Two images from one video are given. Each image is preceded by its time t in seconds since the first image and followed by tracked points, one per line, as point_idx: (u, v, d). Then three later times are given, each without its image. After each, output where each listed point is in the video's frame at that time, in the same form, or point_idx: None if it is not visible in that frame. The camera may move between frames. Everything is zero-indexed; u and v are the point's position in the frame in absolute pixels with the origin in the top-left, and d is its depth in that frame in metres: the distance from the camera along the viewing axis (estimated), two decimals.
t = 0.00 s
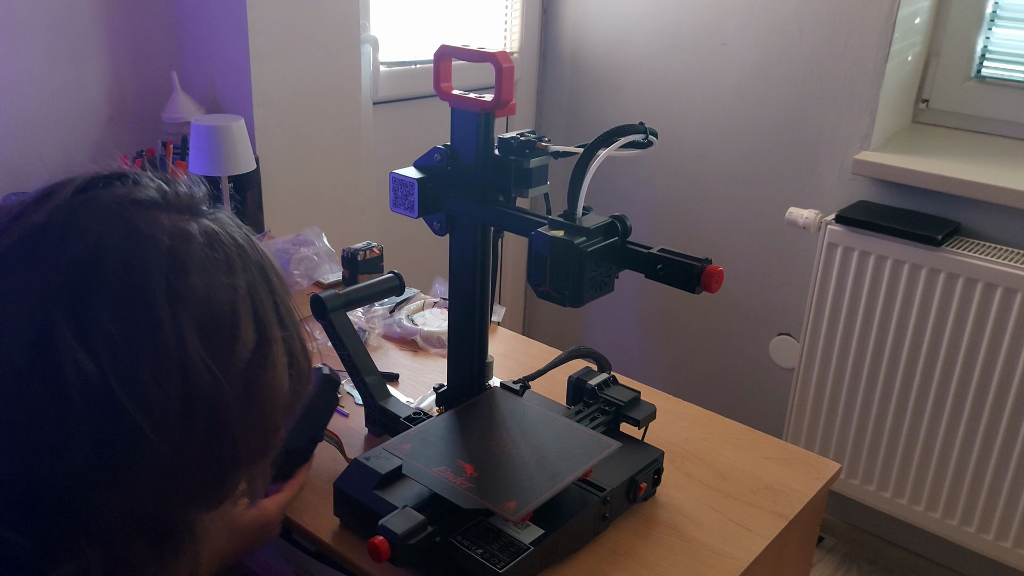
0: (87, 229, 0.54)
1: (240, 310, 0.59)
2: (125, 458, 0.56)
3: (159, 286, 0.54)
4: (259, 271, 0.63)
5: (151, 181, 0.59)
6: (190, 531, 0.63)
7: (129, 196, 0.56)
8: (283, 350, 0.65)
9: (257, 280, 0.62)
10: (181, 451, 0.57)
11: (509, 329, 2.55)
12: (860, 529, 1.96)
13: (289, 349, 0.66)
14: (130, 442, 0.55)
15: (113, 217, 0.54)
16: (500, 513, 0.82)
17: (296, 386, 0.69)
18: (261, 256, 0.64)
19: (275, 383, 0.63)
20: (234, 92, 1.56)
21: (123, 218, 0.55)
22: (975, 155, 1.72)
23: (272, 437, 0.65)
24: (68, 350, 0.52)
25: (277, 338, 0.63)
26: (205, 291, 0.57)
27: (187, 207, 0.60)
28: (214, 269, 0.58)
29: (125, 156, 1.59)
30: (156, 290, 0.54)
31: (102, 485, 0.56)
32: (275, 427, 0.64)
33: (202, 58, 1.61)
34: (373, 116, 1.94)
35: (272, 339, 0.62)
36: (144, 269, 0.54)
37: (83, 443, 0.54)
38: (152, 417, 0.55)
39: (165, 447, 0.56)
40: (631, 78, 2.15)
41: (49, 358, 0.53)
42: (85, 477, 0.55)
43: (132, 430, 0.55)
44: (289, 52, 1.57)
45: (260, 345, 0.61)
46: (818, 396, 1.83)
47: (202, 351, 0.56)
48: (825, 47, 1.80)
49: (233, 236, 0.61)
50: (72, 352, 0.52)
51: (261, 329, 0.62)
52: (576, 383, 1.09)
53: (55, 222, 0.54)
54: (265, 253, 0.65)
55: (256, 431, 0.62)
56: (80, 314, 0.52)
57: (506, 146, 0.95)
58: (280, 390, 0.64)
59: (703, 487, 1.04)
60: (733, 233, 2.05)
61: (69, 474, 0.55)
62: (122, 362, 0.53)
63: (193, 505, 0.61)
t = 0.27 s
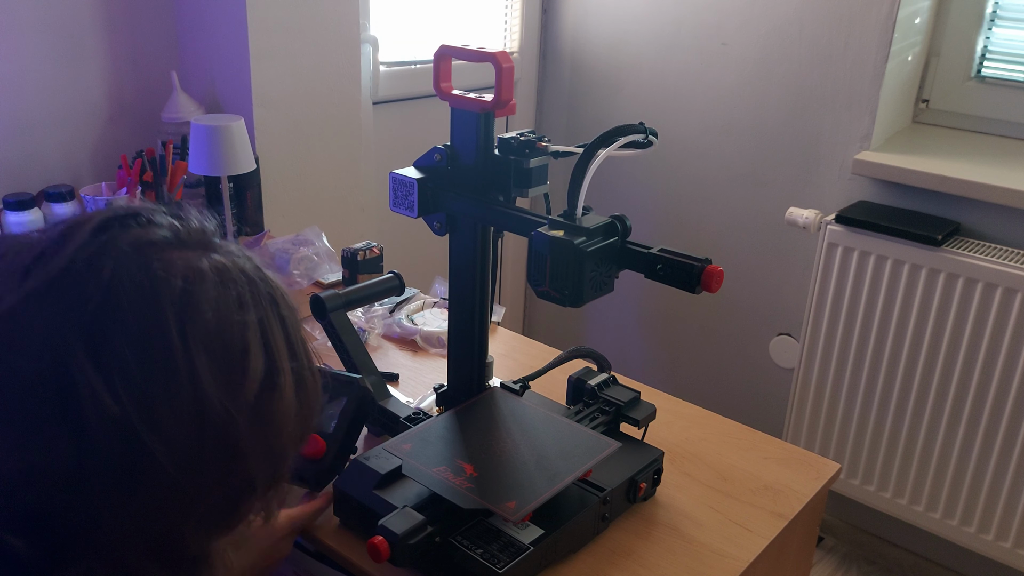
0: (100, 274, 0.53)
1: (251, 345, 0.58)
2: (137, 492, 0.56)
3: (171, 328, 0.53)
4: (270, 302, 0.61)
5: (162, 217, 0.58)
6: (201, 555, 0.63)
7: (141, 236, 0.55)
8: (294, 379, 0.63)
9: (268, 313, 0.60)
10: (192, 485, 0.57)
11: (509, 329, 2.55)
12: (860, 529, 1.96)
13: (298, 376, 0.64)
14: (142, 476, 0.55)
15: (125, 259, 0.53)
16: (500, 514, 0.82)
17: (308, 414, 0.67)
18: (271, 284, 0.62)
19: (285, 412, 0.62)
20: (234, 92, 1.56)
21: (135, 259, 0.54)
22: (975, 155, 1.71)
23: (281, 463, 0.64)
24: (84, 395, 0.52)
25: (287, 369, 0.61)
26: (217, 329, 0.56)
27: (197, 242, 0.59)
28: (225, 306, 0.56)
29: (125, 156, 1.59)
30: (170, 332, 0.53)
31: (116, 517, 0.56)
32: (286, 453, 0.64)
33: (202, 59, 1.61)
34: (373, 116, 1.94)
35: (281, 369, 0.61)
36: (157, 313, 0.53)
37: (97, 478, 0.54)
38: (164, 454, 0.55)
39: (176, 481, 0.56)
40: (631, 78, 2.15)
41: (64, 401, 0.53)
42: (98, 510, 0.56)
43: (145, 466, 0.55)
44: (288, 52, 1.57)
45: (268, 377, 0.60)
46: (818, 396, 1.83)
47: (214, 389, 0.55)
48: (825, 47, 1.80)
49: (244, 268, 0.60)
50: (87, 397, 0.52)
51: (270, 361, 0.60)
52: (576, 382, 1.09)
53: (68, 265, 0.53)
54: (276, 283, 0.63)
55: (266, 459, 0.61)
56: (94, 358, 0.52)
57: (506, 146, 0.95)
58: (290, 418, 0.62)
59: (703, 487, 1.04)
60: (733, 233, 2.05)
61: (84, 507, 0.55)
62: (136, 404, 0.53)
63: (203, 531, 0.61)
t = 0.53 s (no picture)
0: (118, 302, 0.56)
1: (257, 371, 0.60)
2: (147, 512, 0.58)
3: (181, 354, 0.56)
4: (276, 327, 0.63)
5: (175, 244, 0.62)
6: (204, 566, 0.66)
7: (156, 265, 0.58)
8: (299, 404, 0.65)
9: (273, 339, 0.62)
10: (198, 506, 0.60)
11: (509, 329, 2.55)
12: (860, 529, 1.96)
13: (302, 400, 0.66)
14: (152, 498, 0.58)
15: (140, 288, 0.57)
16: (500, 514, 0.82)
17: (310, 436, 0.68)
18: (276, 308, 0.64)
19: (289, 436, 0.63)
20: (234, 91, 1.56)
21: (149, 287, 0.57)
22: (976, 155, 1.71)
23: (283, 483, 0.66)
24: (100, 418, 0.55)
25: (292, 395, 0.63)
26: (224, 356, 0.58)
27: (207, 269, 0.62)
28: (232, 333, 0.59)
29: (125, 156, 1.59)
30: (181, 359, 0.56)
31: (126, 536, 0.59)
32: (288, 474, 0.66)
33: (202, 58, 1.61)
34: (373, 115, 1.94)
35: (284, 396, 0.62)
36: (169, 339, 0.56)
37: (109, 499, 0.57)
38: (175, 478, 0.57)
39: (187, 503, 0.59)
40: (631, 78, 2.15)
41: (81, 423, 0.56)
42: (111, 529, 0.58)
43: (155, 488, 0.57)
44: (288, 52, 1.57)
45: (272, 400, 0.61)
46: (818, 396, 1.83)
47: (223, 415, 0.58)
48: (825, 48, 1.80)
49: (250, 292, 0.62)
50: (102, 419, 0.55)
51: (275, 386, 0.62)
52: (576, 382, 1.09)
53: (87, 292, 0.56)
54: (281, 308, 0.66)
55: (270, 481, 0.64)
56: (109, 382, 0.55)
57: (506, 146, 0.95)
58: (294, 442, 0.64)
59: (703, 487, 1.03)
60: (733, 233, 2.05)
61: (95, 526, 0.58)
62: (148, 428, 0.56)
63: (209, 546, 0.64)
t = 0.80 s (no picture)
0: (116, 303, 0.52)
1: (261, 378, 0.56)
2: (144, 528, 0.54)
3: (181, 360, 0.52)
4: (282, 327, 0.59)
5: (181, 238, 0.58)
6: None
7: (157, 261, 0.54)
8: (303, 411, 0.61)
9: (280, 342, 0.58)
10: (195, 519, 0.55)
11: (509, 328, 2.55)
12: (860, 529, 1.97)
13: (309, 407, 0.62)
14: (148, 514, 0.54)
15: (140, 285, 0.53)
16: (500, 514, 0.82)
17: (315, 446, 0.64)
18: (283, 306, 0.60)
19: (293, 447, 0.60)
20: (235, 91, 1.57)
21: (152, 285, 0.53)
22: (976, 155, 1.72)
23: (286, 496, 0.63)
24: (98, 427, 0.51)
25: (299, 401, 0.59)
26: (226, 362, 0.54)
27: (212, 266, 0.58)
28: (236, 336, 0.55)
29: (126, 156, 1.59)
30: (181, 364, 0.52)
31: (120, 553, 0.55)
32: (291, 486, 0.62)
33: (202, 58, 1.61)
34: (374, 115, 1.94)
35: (288, 401, 0.58)
36: (169, 344, 0.52)
37: (106, 514, 0.53)
38: (175, 493, 0.53)
39: (183, 515, 0.55)
40: (632, 78, 2.16)
41: (76, 431, 0.51)
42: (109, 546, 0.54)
43: (151, 502, 0.53)
44: (289, 52, 1.57)
45: (274, 409, 0.57)
46: (818, 396, 1.83)
47: (223, 423, 0.54)
48: (825, 48, 1.80)
49: (255, 291, 0.58)
50: (99, 428, 0.51)
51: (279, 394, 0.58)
52: (576, 382, 1.09)
53: (81, 289, 0.52)
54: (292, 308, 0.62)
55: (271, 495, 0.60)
56: (104, 390, 0.51)
57: (506, 146, 0.95)
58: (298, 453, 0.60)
59: (703, 487, 1.04)
60: (733, 233, 2.05)
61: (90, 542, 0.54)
62: (145, 441, 0.51)
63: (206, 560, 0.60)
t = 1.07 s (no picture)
0: (130, 301, 0.52)
1: (273, 379, 0.55)
2: (155, 529, 0.54)
3: (194, 360, 0.52)
4: (294, 328, 0.59)
5: (197, 238, 0.58)
6: None
7: (172, 260, 0.54)
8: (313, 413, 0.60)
9: (292, 343, 0.58)
10: (204, 517, 0.55)
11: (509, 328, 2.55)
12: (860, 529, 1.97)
13: (319, 409, 0.61)
14: (159, 515, 0.53)
15: (155, 284, 0.52)
16: (500, 513, 0.82)
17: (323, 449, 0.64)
18: (296, 308, 0.60)
19: (303, 449, 0.59)
20: (235, 91, 1.57)
21: (167, 284, 0.53)
22: (976, 155, 1.72)
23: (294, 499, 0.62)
24: (111, 426, 0.50)
25: (309, 403, 0.59)
26: (239, 362, 0.53)
27: (226, 266, 0.57)
28: (249, 337, 0.54)
29: (126, 156, 1.59)
30: (194, 364, 0.51)
31: (129, 551, 0.54)
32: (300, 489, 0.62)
33: (202, 58, 1.61)
34: (374, 115, 1.94)
35: (299, 402, 0.58)
36: (183, 343, 0.51)
37: (116, 514, 0.52)
38: (188, 495, 0.53)
39: (193, 514, 0.54)
40: (632, 78, 2.16)
41: (89, 431, 0.51)
42: (118, 547, 0.54)
43: (162, 503, 0.53)
44: (289, 52, 1.57)
45: (284, 410, 0.57)
46: (817, 396, 1.83)
47: (236, 424, 0.53)
48: (825, 48, 1.80)
49: (268, 292, 0.58)
50: (112, 428, 0.50)
51: (291, 395, 0.57)
52: (576, 382, 1.09)
53: (96, 287, 0.52)
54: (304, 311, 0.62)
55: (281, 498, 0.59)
56: (118, 389, 0.50)
57: (506, 146, 0.95)
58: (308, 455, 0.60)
59: (703, 486, 1.04)
60: (733, 233, 2.05)
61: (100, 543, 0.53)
62: (157, 441, 0.51)
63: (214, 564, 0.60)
